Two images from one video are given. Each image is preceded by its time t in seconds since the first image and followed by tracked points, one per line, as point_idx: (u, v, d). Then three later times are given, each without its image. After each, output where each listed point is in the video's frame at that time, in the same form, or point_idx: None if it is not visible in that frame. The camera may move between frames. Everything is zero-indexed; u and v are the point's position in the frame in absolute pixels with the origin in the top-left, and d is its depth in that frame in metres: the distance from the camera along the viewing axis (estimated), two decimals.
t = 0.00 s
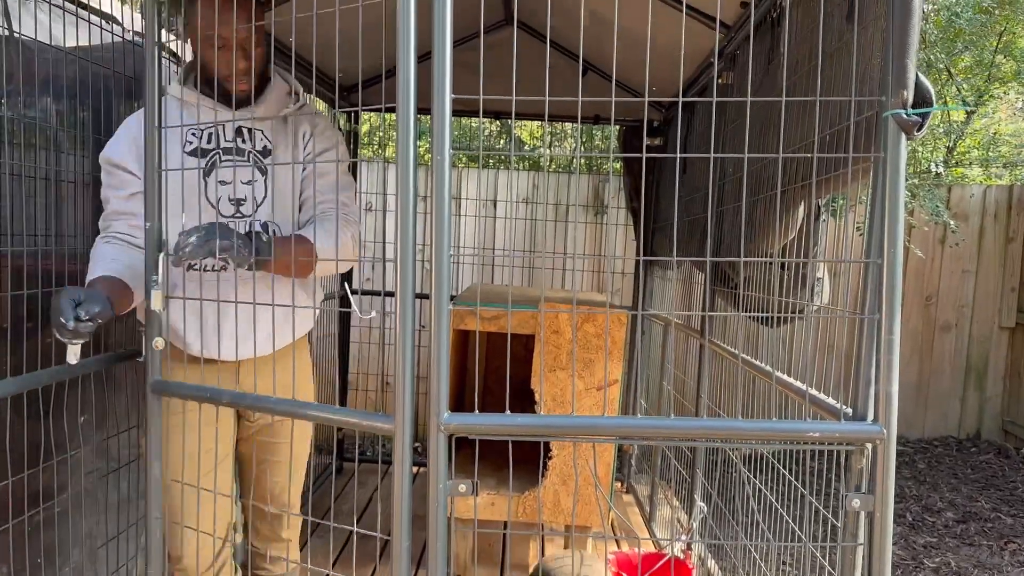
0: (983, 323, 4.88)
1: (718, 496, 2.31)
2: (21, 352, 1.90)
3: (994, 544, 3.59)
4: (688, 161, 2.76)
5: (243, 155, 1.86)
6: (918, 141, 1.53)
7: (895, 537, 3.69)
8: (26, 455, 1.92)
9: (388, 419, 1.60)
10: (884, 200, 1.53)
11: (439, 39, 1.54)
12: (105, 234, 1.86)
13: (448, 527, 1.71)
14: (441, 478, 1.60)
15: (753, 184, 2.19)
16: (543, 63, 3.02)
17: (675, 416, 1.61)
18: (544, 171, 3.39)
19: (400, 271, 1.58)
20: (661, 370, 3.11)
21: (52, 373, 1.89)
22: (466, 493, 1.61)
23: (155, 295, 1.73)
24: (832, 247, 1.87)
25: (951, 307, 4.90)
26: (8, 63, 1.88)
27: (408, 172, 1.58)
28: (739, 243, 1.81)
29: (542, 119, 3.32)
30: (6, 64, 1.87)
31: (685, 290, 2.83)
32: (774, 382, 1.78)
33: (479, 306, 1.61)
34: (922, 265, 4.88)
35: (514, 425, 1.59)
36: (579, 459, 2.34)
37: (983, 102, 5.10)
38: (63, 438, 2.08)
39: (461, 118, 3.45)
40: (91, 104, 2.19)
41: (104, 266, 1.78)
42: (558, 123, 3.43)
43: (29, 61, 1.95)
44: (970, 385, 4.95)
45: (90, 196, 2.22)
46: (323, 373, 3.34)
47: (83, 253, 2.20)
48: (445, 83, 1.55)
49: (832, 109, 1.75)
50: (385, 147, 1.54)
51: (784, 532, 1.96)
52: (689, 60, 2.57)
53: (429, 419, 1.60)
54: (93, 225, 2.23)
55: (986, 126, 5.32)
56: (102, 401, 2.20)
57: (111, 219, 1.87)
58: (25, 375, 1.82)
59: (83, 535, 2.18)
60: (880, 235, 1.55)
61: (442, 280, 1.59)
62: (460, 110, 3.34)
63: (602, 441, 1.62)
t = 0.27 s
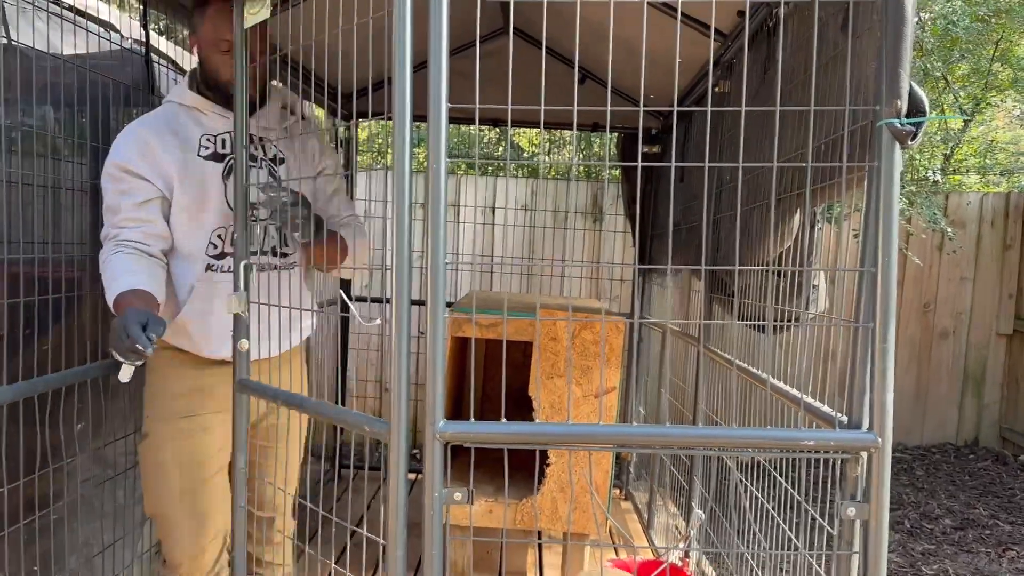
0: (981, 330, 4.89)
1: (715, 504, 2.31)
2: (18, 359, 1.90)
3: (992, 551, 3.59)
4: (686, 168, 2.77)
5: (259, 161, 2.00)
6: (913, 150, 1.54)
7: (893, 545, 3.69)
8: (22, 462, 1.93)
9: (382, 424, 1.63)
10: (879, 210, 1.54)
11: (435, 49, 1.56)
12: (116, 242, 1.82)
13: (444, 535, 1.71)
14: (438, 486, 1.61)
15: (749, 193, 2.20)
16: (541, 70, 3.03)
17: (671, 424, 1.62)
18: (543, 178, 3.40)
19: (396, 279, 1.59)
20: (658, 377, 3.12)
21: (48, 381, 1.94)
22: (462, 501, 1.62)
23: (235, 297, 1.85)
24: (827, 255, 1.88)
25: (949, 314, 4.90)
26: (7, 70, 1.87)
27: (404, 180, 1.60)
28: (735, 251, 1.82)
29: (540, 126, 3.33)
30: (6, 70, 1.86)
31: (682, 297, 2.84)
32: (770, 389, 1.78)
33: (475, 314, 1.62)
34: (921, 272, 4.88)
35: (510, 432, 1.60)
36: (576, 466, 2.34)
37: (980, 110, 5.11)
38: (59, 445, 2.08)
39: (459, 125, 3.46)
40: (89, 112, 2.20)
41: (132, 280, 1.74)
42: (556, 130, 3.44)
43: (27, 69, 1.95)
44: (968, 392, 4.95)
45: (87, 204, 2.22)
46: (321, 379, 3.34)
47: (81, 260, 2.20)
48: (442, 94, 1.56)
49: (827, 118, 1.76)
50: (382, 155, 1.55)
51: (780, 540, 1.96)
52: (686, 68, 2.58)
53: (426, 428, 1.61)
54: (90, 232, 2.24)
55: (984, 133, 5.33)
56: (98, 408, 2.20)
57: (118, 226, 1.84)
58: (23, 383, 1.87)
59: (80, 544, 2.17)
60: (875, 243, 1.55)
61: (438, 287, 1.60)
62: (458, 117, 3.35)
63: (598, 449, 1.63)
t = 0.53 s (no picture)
0: (982, 335, 4.87)
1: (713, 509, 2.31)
2: (15, 363, 1.90)
3: (993, 556, 3.57)
4: (685, 172, 2.77)
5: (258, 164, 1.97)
6: (910, 153, 1.53)
7: (894, 550, 3.67)
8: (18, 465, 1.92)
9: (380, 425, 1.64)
10: (876, 213, 1.54)
11: (432, 52, 1.56)
12: (124, 249, 1.68)
13: (441, 539, 1.71)
14: (434, 490, 1.61)
15: (746, 196, 2.20)
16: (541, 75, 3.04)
17: (668, 428, 1.61)
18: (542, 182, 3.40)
19: (392, 282, 1.59)
20: (657, 381, 3.11)
21: (43, 384, 1.93)
22: (458, 505, 1.61)
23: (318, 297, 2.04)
24: (824, 259, 1.88)
25: (950, 319, 4.89)
26: (3, 73, 1.86)
27: (400, 183, 1.60)
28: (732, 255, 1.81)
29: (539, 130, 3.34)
30: (2, 74, 1.86)
31: (681, 301, 2.84)
32: (767, 393, 1.78)
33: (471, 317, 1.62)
34: (921, 276, 4.87)
35: (506, 436, 1.60)
36: (574, 470, 2.33)
37: (980, 114, 5.10)
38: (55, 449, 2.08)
39: (459, 130, 3.47)
40: (87, 115, 2.20)
41: (157, 288, 1.61)
42: (555, 134, 3.44)
43: (24, 72, 1.95)
44: (969, 397, 4.93)
45: (83, 207, 2.23)
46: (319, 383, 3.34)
47: (79, 264, 2.20)
48: (438, 99, 1.56)
49: (824, 121, 1.76)
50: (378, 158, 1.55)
51: (778, 545, 1.95)
52: (684, 72, 2.58)
53: (422, 431, 1.61)
54: (88, 236, 2.24)
55: (984, 138, 5.32)
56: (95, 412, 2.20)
57: (125, 233, 1.70)
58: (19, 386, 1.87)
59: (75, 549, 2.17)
60: (872, 246, 1.55)
61: (434, 291, 1.60)
62: (457, 121, 3.35)
63: (595, 453, 1.62)
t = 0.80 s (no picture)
0: (990, 338, 4.85)
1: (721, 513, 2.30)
2: (25, 367, 1.90)
3: (1002, 561, 3.55)
4: (692, 175, 2.76)
5: (260, 171, 1.95)
6: (920, 156, 1.53)
7: (902, 554, 3.66)
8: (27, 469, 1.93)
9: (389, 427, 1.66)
10: (886, 216, 1.53)
11: (440, 55, 1.56)
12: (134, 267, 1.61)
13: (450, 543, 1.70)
14: (443, 493, 1.60)
15: (755, 200, 2.20)
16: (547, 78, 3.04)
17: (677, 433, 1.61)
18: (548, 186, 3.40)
19: (401, 286, 1.59)
20: (664, 385, 3.10)
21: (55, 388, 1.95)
22: (467, 510, 1.61)
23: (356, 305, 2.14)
24: (834, 263, 1.87)
25: (957, 322, 4.87)
26: (14, 79, 1.87)
27: (408, 187, 1.60)
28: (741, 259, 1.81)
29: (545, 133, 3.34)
30: (12, 79, 1.87)
31: (688, 305, 2.83)
32: (777, 397, 1.78)
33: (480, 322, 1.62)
34: (928, 279, 4.86)
35: (514, 440, 1.59)
36: (582, 474, 2.33)
37: (988, 116, 5.09)
38: (64, 453, 2.08)
39: (465, 133, 3.47)
40: (96, 120, 2.21)
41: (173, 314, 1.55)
42: (561, 137, 3.45)
43: (34, 77, 1.96)
44: (977, 400, 4.91)
45: (92, 211, 2.23)
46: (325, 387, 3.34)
47: (88, 268, 2.21)
48: (447, 101, 1.56)
49: (834, 125, 1.76)
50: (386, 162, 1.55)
51: (788, 550, 1.95)
52: (692, 75, 2.58)
53: (431, 435, 1.61)
54: (96, 240, 2.24)
55: (991, 140, 5.31)
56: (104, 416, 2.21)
57: (131, 251, 1.63)
58: (31, 389, 1.86)
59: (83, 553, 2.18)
60: (883, 250, 1.54)
61: (443, 295, 1.59)
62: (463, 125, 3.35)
63: (605, 457, 1.62)
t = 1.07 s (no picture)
0: (999, 338, 4.83)
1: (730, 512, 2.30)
2: (36, 366, 1.91)
3: (1011, 561, 3.54)
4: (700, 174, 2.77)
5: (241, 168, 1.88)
6: (929, 154, 1.53)
7: (911, 554, 3.64)
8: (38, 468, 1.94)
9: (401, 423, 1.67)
10: (895, 214, 1.53)
11: (448, 54, 1.56)
12: (113, 287, 1.49)
13: (458, 541, 1.71)
14: (452, 490, 1.61)
15: (763, 199, 2.20)
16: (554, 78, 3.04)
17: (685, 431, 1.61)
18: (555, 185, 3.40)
19: (410, 285, 1.60)
20: (672, 384, 3.10)
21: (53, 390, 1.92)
22: (475, 507, 1.61)
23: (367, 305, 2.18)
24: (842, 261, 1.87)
25: (966, 322, 4.85)
26: (24, 79, 1.88)
27: (417, 186, 1.60)
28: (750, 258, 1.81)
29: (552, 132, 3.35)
30: (23, 80, 1.88)
31: (696, 304, 2.83)
32: (785, 396, 1.77)
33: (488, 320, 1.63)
34: (937, 278, 4.85)
35: (522, 438, 1.60)
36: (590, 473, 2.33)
37: (997, 115, 5.07)
38: (73, 452, 2.09)
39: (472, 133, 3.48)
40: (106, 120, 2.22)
41: (162, 339, 1.47)
42: (568, 136, 3.45)
43: (45, 78, 1.96)
44: (986, 400, 4.89)
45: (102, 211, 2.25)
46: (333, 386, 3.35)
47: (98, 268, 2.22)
48: (454, 100, 1.56)
49: (842, 122, 1.76)
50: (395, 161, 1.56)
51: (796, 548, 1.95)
52: (699, 73, 2.58)
53: (439, 433, 1.62)
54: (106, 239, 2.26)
55: (1001, 139, 5.29)
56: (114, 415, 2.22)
57: (108, 267, 1.50)
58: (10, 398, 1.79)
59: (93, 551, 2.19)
60: (891, 248, 1.54)
61: (452, 293, 1.60)
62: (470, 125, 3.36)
63: (613, 454, 1.62)
